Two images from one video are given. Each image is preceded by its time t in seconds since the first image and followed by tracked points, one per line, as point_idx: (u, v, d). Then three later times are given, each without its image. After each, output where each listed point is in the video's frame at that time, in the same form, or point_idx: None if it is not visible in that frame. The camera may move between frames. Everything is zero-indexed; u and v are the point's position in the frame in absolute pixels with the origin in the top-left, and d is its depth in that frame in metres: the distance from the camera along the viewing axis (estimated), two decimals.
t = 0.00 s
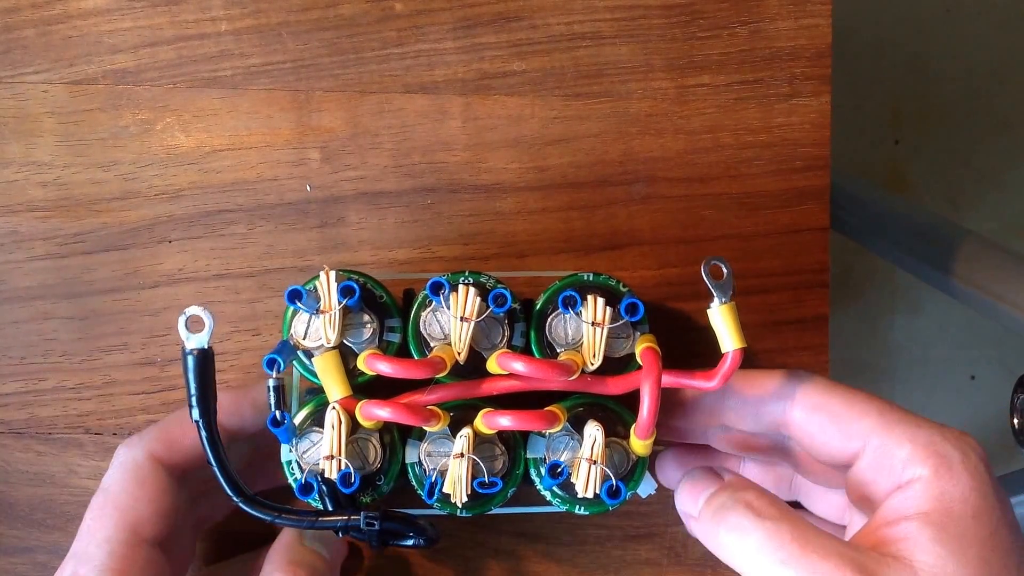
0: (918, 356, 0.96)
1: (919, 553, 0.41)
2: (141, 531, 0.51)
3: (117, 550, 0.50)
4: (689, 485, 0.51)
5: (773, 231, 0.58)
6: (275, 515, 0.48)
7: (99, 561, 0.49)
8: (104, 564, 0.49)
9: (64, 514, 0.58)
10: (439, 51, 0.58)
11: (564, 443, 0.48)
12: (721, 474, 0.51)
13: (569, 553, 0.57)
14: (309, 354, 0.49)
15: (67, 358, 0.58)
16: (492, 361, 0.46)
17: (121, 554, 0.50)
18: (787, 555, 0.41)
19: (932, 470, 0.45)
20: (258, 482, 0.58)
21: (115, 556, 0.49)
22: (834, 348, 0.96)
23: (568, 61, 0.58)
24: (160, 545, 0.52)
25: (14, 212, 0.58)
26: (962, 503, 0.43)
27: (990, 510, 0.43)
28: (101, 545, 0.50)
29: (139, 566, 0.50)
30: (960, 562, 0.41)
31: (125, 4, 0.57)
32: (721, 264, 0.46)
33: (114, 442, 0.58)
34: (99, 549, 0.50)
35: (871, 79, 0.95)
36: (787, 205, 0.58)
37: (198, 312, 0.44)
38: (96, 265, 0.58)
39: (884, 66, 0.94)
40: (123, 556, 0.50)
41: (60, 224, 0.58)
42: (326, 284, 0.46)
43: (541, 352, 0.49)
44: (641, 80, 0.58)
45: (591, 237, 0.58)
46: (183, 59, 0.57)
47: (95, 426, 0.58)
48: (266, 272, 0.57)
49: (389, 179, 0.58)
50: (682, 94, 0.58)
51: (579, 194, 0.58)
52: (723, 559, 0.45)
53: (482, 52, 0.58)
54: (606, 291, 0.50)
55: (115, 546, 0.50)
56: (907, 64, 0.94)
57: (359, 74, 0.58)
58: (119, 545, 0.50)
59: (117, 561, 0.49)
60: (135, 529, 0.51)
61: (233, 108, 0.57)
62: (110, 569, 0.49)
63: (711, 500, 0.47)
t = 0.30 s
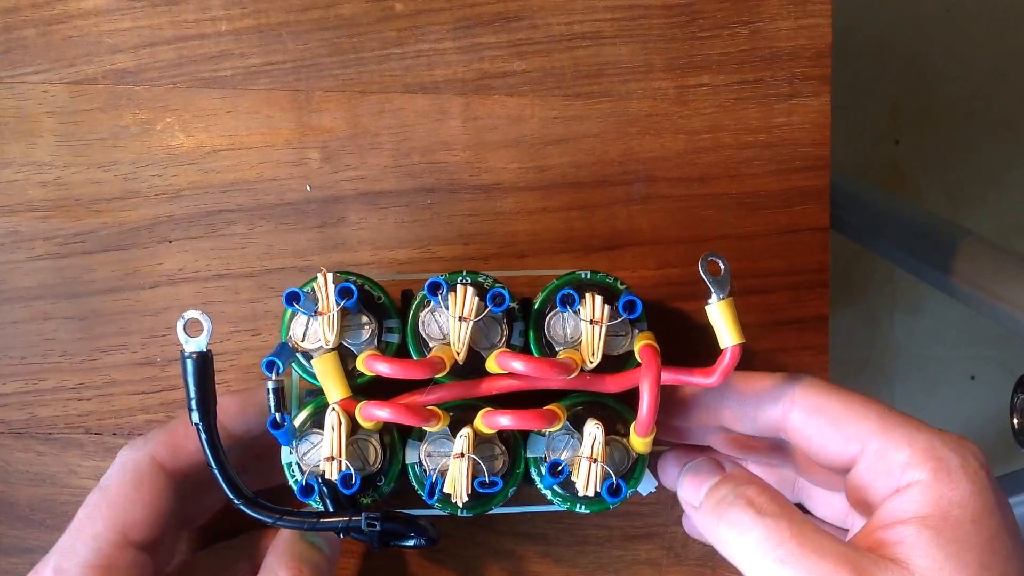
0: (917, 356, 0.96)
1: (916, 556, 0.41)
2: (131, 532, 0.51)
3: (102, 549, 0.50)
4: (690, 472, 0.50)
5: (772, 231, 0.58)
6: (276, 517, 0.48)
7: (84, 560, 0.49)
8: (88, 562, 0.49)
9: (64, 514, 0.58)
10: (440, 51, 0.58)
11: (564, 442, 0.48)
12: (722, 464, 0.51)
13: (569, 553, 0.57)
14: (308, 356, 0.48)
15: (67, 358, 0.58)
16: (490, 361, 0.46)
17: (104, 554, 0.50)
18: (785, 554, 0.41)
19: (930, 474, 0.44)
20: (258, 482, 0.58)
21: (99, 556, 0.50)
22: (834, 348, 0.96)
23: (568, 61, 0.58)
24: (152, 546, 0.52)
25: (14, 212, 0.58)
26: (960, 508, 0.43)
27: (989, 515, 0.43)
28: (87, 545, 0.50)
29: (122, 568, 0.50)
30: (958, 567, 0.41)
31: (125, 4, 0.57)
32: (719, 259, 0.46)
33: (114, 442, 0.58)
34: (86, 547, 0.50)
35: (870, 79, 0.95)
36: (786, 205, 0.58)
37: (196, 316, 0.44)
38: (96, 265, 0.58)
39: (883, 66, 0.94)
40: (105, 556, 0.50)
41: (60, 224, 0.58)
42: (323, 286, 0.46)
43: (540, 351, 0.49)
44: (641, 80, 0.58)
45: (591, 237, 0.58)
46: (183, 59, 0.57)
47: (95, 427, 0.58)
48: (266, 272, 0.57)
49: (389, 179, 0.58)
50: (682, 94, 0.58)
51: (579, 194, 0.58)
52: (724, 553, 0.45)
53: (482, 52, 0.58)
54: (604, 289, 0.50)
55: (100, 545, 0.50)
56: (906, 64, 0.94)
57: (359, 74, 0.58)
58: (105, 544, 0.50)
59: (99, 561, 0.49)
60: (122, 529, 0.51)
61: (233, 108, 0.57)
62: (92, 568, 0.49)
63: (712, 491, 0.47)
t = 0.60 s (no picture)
0: (917, 356, 0.96)
1: (936, 544, 0.43)
2: (113, 542, 0.54)
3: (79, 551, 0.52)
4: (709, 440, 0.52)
5: (772, 231, 0.58)
6: (275, 518, 0.48)
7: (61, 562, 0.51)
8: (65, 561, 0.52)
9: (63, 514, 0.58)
10: (440, 51, 0.58)
11: (564, 441, 0.48)
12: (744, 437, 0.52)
13: (569, 553, 0.57)
14: (308, 356, 0.48)
15: (67, 358, 0.58)
16: (490, 361, 0.46)
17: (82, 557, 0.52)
18: (810, 534, 0.43)
19: (953, 467, 0.46)
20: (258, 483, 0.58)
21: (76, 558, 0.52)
22: (834, 348, 0.96)
23: (568, 61, 0.58)
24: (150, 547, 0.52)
25: (14, 212, 0.58)
26: (979, 500, 0.44)
27: (1008, 509, 0.44)
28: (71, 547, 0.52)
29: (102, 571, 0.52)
30: (977, 558, 0.42)
31: (125, 4, 0.57)
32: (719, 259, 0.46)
33: (113, 443, 0.58)
34: (65, 550, 0.52)
35: (870, 79, 0.95)
36: (786, 205, 0.59)
37: (196, 317, 0.44)
38: (95, 265, 0.58)
39: (884, 66, 0.94)
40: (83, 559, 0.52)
41: (60, 224, 0.58)
42: (323, 286, 0.46)
43: (540, 351, 0.49)
44: (641, 80, 0.58)
45: (590, 237, 0.58)
46: (183, 59, 0.57)
47: (95, 427, 0.58)
48: (266, 272, 0.57)
49: (389, 179, 0.58)
50: (682, 94, 0.58)
51: (579, 194, 0.58)
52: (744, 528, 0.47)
53: (482, 52, 0.58)
54: (604, 289, 0.50)
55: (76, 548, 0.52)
56: (907, 64, 0.94)
57: (359, 74, 0.58)
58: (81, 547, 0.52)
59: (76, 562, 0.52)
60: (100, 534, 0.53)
61: (233, 108, 0.57)
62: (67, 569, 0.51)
63: (735, 464, 0.48)
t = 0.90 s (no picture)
0: (918, 356, 0.96)
1: (924, 555, 0.41)
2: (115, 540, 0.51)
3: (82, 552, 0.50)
4: (692, 449, 0.49)
5: (772, 231, 0.58)
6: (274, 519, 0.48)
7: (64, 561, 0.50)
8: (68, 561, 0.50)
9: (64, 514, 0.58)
10: (440, 51, 0.58)
11: (563, 441, 0.48)
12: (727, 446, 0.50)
13: (569, 552, 0.57)
14: (308, 357, 0.48)
15: (67, 358, 0.58)
16: (489, 360, 0.46)
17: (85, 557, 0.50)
18: (795, 543, 0.41)
19: (939, 477, 0.44)
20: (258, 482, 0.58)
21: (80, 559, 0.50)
22: (834, 348, 0.96)
23: (568, 61, 0.58)
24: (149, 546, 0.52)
25: (14, 212, 0.58)
26: (967, 510, 0.43)
27: (994, 519, 0.43)
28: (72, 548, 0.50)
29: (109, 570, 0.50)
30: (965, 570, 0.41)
31: (125, 4, 0.57)
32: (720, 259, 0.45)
33: (114, 443, 0.58)
34: (67, 550, 0.50)
35: (870, 79, 0.95)
36: (786, 205, 0.58)
37: (195, 317, 0.44)
38: (95, 265, 0.58)
39: (884, 66, 0.94)
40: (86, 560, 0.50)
41: (60, 224, 0.58)
42: (323, 286, 0.46)
43: (539, 350, 0.49)
44: (641, 80, 0.58)
45: (590, 237, 0.58)
46: (183, 59, 0.57)
47: (96, 427, 0.58)
48: (266, 272, 0.57)
49: (389, 179, 0.58)
50: (682, 94, 0.58)
51: (579, 194, 0.58)
52: (726, 537, 0.45)
53: (482, 52, 0.58)
54: (604, 289, 0.50)
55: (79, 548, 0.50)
56: (907, 64, 0.94)
57: (359, 74, 0.58)
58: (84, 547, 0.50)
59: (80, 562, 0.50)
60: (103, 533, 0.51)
61: (233, 108, 0.57)
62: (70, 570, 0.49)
63: (718, 472, 0.46)
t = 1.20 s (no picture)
0: (917, 356, 0.96)
1: None
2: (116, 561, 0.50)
3: None
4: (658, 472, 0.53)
5: (772, 231, 0.58)
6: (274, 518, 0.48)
7: None
8: None
9: (64, 514, 0.58)
10: (440, 51, 0.58)
11: (564, 441, 0.48)
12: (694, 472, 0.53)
13: (569, 552, 0.57)
14: (308, 357, 0.49)
15: (66, 358, 0.58)
16: (489, 360, 0.46)
17: None
18: None
19: (886, 545, 0.42)
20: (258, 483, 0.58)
21: None
22: (834, 348, 0.96)
23: (567, 61, 0.58)
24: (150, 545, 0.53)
25: (14, 212, 0.58)
26: (910, 572, 0.42)
27: None
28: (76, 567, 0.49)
29: None
30: None
31: (126, 4, 0.57)
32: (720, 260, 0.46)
33: (113, 442, 0.58)
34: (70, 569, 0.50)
35: (871, 79, 0.95)
36: (786, 205, 0.58)
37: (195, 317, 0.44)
38: (96, 265, 0.58)
39: (884, 67, 0.94)
40: None
41: (60, 224, 0.58)
42: (323, 286, 0.46)
43: (539, 351, 0.49)
44: (641, 80, 0.58)
45: (590, 237, 0.58)
46: (183, 59, 0.57)
47: (95, 426, 0.58)
48: (266, 272, 0.57)
49: (389, 178, 0.58)
50: (682, 94, 0.58)
51: (579, 194, 0.58)
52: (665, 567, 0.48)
53: (482, 52, 0.58)
54: (604, 289, 0.50)
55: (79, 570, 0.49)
56: (907, 64, 0.94)
57: (359, 74, 0.58)
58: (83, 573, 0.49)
59: None
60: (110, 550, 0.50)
61: (233, 108, 0.57)
62: None
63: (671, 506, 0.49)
